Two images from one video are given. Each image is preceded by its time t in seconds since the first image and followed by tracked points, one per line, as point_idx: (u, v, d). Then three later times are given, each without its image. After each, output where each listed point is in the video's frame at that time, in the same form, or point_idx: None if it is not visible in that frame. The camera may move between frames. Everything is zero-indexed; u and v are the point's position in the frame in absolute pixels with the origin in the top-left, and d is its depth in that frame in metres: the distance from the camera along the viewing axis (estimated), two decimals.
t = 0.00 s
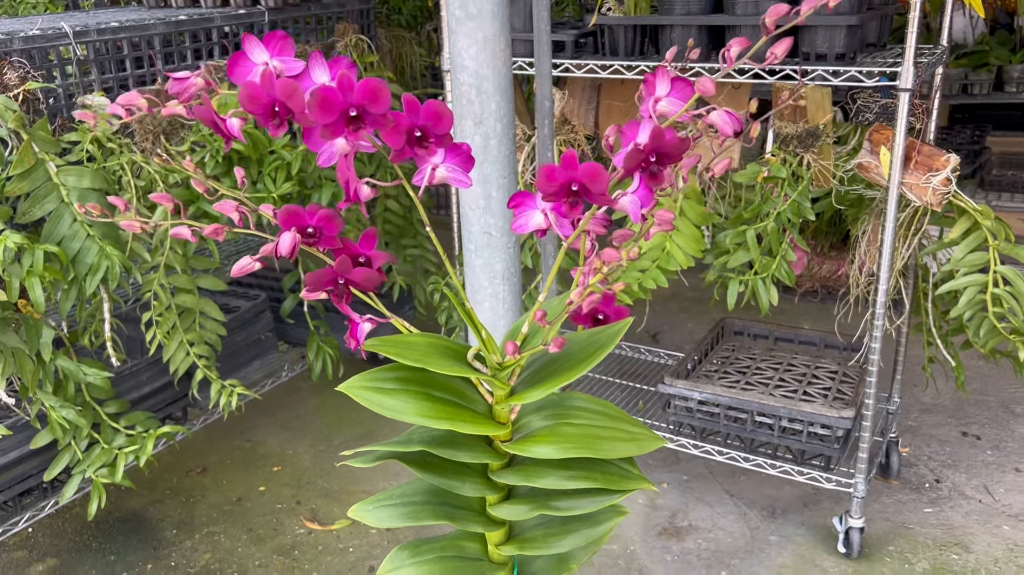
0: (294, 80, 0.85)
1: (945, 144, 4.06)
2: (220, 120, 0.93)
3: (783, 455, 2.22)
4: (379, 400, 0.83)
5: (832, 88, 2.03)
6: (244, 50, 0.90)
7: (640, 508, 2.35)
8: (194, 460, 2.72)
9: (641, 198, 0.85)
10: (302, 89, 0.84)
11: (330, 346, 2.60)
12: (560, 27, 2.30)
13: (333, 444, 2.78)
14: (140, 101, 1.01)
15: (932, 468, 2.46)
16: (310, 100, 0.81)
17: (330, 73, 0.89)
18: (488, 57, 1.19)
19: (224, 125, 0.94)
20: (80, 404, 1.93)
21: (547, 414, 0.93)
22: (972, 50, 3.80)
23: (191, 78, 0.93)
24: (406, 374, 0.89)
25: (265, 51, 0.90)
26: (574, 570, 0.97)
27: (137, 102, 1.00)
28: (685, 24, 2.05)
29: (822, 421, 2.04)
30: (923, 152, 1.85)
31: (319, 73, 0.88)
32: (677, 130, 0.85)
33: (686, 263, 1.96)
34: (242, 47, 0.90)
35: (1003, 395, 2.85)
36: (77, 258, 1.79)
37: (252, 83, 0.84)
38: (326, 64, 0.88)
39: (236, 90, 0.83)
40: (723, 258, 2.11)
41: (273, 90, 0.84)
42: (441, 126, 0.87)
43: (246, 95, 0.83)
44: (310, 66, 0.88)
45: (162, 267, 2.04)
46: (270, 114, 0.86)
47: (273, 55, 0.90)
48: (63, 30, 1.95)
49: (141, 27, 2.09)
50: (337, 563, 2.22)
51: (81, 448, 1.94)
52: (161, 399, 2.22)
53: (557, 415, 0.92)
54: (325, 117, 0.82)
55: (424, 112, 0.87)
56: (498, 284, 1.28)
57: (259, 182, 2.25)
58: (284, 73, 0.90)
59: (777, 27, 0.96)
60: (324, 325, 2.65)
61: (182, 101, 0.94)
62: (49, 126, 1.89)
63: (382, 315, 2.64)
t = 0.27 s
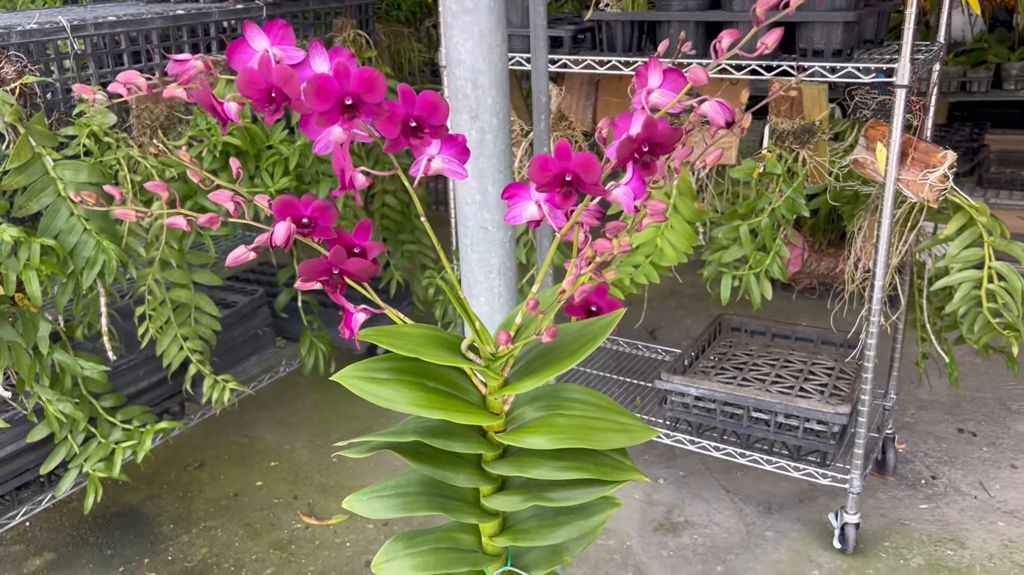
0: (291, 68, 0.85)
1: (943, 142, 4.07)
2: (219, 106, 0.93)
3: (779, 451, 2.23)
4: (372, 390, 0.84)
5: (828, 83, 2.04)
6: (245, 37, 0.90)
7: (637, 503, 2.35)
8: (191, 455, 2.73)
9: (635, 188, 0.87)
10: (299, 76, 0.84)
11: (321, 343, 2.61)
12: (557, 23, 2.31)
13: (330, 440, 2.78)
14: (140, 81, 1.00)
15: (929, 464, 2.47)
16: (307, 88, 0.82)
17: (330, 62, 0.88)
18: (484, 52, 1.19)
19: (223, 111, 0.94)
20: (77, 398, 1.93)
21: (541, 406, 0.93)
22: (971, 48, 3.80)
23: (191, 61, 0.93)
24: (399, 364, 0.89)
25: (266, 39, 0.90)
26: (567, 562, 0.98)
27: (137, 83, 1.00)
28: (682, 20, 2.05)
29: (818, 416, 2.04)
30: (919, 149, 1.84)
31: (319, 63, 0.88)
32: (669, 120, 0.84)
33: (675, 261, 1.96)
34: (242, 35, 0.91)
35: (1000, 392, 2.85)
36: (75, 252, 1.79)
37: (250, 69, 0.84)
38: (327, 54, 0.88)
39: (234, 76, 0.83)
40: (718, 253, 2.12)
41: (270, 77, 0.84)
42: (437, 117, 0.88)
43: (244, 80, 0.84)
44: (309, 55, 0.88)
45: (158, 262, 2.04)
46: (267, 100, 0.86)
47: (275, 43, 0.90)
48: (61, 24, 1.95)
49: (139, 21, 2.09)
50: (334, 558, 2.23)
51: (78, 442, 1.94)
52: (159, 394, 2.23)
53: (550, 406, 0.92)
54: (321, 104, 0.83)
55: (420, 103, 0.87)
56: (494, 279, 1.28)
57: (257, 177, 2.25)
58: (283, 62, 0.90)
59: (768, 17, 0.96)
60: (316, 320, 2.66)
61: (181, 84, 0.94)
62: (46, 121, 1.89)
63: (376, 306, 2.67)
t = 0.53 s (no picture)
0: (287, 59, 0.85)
1: (940, 139, 4.07)
2: (214, 99, 0.93)
3: (775, 446, 2.23)
4: (369, 382, 0.84)
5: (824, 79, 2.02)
6: (238, 31, 0.90)
7: (632, 498, 2.36)
8: (188, 449, 2.73)
9: (630, 181, 0.87)
10: (295, 68, 0.84)
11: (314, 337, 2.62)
12: (554, 18, 2.31)
13: (327, 435, 2.79)
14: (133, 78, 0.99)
15: (923, 460, 2.48)
16: (304, 80, 0.82)
17: (323, 55, 0.89)
18: (479, 45, 1.19)
19: (218, 104, 0.94)
20: (73, 392, 1.93)
21: (536, 399, 0.93)
22: (968, 45, 3.80)
23: (185, 55, 0.93)
24: (396, 357, 0.90)
25: (259, 32, 0.90)
26: (562, 555, 0.98)
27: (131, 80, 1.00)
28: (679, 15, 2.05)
29: (813, 412, 2.05)
30: (914, 145, 1.86)
31: (313, 56, 0.88)
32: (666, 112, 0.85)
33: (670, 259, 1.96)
34: (239, 26, 0.90)
35: (995, 388, 2.86)
36: (70, 246, 1.79)
37: (246, 61, 0.84)
38: (319, 47, 0.88)
39: (230, 68, 0.83)
40: (713, 247, 2.13)
41: (267, 69, 0.84)
42: (434, 110, 0.88)
43: (239, 73, 0.83)
44: (303, 47, 0.88)
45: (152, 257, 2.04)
46: (263, 92, 0.86)
47: (267, 36, 0.90)
48: (57, 18, 1.94)
49: (135, 15, 2.08)
50: (330, 552, 2.23)
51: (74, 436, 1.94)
52: (155, 389, 2.23)
53: (546, 399, 0.92)
54: (319, 96, 0.83)
55: (417, 95, 0.87)
56: (490, 274, 1.28)
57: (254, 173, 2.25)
58: (277, 54, 0.89)
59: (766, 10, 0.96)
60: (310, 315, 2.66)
61: (174, 78, 0.94)
62: (42, 114, 1.89)
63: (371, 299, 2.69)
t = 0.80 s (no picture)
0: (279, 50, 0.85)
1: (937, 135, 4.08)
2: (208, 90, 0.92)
3: (771, 441, 2.24)
4: (363, 372, 0.84)
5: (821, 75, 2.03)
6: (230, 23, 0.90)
7: (628, 492, 2.37)
8: (184, 444, 2.73)
9: (620, 171, 0.88)
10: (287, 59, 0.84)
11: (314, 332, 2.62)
12: (551, 13, 2.30)
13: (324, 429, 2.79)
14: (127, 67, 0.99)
15: (919, 455, 2.48)
16: (294, 70, 0.82)
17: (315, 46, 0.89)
18: (476, 39, 1.19)
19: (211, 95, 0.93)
20: (69, 386, 1.93)
21: (529, 389, 0.93)
22: (965, 41, 3.81)
23: (178, 46, 0.92)
24: (389, 347, 0.90)
25: (252, 24, 0.89)
26: (556, 545, 0.99)
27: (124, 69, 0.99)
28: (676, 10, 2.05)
29: (809, 407, 2.06)
30: (911, 139, 1.85)
31: (306, 47, 0.88)
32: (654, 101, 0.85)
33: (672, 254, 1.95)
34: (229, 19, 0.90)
35: (990, 384, 2.87)
36: (67, 240, 1.79)
37: (238, 52, 0.84)
38: (311, 38, 0.88)
39: (222, 60, 0.83)
40: (710, 242, 2.14)
41: (258, 59, 0.84)
42: (423, 100, 0.88)
43: (232, 64, 0.83)
44: (296, 39, 0.88)
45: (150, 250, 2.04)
46: (254, 83, 0.86)
47: (260, 28, 0.90)
48: (53, 11, 1.94)
49: (131, 9, 2.08)
50: (327, 546, 2.24)
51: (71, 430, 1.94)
52: (153, 383, 2.22)
53: (538, 389, 0.93)
54: (308, 87, 0.83)
55: (407, 86, 0.88)
56: (487, 268, 1.29)
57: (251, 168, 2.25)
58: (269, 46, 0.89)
59: None
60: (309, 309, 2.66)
61: (168, 68, 0.93)
62: (38, 108, 1.88)
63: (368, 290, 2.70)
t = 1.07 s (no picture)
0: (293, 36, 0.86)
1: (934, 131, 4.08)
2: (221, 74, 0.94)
3: (768, 436, 2.24)
4: (369, 360, 0.84)
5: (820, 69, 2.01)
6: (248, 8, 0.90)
7: (626, 487, 2.37)
8: (182, 438, 2.73)
9: (627, 163, 0.87)
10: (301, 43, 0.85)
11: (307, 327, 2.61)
12: (550, 8, 2.30)
13: (322, 424, 2.80)
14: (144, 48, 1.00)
15: (915, 451, 2.49)
16: (308, 56, 0.83)
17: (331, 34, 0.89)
18: (476, 34, 1.19)
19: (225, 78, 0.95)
20: (68, 380, 1.93)
21: (532, 379, 0.94)
22: (962, 36, 3.81)
23: (196, 28, 0.93)
24: (395, 336, 0.90)
25: (270, 10, 0.90)
26: (557, 538, 0.99)
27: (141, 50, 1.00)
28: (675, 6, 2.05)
29: (807, 402, 2.06)
30: (910, 135, 1.85)
31: (321, 34, 0.88)
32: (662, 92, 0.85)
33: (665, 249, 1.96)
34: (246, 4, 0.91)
35: (986, 379, 2.88)
36: (65, 234, 1.79)
37: (253, 36, 0.85)
38: (328, 25, 0.88)
39: (237, 43, 0.84)
40: (708, 237, 2.14)
41: (273, 44, 0.85)
42: (434, 90, 0.89)
43: (247, 47, 0.84)
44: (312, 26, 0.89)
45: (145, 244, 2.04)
46: (269, 68, 0.87)
47: (277, 14, 0.90)
48: (51, 5, 1.93)
49: (129, 2, 2.07)
50: (325, 541, 2.24)
51: (70, 424, 1.94)
52: (150, 377, 2.22)
53: (542, 379, 0.93)
54: (321, 73, 0.84)
55: (419, 75, 0.88)
56: (486, 263, 1.29)
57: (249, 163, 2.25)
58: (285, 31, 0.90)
59: None
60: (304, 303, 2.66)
61: (185, 51, 0.94)
62: (36, 102, 1.88)
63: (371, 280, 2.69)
